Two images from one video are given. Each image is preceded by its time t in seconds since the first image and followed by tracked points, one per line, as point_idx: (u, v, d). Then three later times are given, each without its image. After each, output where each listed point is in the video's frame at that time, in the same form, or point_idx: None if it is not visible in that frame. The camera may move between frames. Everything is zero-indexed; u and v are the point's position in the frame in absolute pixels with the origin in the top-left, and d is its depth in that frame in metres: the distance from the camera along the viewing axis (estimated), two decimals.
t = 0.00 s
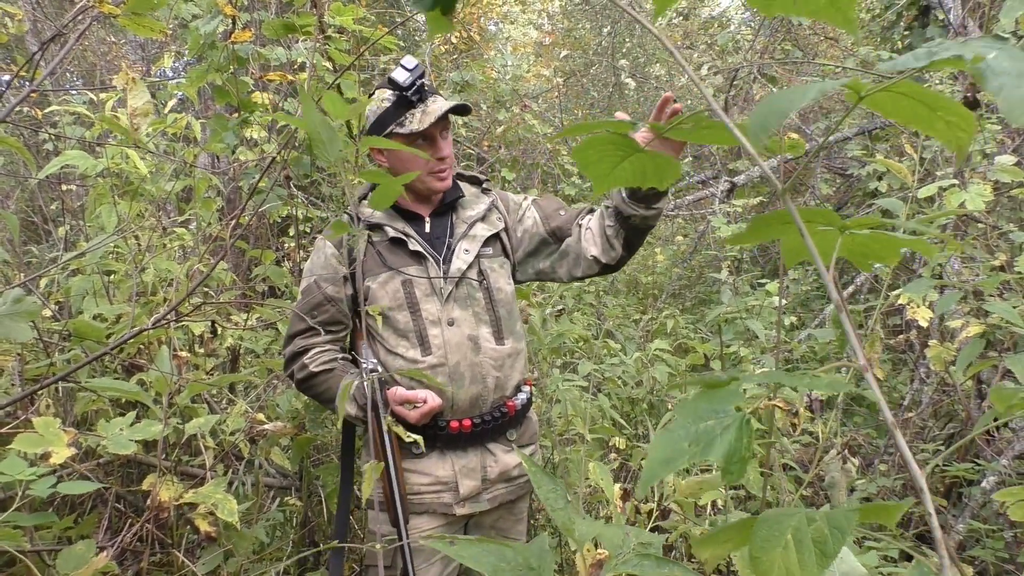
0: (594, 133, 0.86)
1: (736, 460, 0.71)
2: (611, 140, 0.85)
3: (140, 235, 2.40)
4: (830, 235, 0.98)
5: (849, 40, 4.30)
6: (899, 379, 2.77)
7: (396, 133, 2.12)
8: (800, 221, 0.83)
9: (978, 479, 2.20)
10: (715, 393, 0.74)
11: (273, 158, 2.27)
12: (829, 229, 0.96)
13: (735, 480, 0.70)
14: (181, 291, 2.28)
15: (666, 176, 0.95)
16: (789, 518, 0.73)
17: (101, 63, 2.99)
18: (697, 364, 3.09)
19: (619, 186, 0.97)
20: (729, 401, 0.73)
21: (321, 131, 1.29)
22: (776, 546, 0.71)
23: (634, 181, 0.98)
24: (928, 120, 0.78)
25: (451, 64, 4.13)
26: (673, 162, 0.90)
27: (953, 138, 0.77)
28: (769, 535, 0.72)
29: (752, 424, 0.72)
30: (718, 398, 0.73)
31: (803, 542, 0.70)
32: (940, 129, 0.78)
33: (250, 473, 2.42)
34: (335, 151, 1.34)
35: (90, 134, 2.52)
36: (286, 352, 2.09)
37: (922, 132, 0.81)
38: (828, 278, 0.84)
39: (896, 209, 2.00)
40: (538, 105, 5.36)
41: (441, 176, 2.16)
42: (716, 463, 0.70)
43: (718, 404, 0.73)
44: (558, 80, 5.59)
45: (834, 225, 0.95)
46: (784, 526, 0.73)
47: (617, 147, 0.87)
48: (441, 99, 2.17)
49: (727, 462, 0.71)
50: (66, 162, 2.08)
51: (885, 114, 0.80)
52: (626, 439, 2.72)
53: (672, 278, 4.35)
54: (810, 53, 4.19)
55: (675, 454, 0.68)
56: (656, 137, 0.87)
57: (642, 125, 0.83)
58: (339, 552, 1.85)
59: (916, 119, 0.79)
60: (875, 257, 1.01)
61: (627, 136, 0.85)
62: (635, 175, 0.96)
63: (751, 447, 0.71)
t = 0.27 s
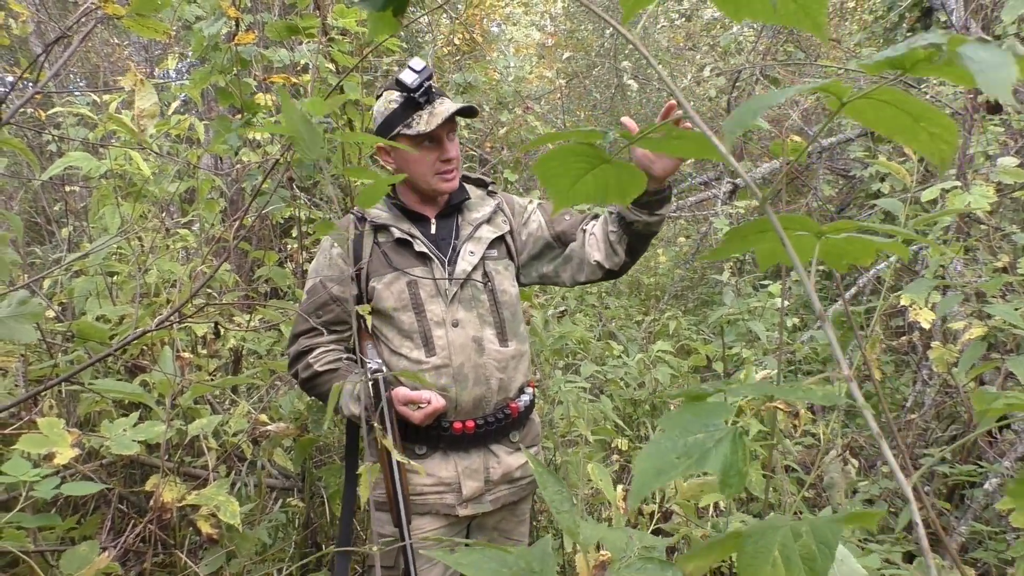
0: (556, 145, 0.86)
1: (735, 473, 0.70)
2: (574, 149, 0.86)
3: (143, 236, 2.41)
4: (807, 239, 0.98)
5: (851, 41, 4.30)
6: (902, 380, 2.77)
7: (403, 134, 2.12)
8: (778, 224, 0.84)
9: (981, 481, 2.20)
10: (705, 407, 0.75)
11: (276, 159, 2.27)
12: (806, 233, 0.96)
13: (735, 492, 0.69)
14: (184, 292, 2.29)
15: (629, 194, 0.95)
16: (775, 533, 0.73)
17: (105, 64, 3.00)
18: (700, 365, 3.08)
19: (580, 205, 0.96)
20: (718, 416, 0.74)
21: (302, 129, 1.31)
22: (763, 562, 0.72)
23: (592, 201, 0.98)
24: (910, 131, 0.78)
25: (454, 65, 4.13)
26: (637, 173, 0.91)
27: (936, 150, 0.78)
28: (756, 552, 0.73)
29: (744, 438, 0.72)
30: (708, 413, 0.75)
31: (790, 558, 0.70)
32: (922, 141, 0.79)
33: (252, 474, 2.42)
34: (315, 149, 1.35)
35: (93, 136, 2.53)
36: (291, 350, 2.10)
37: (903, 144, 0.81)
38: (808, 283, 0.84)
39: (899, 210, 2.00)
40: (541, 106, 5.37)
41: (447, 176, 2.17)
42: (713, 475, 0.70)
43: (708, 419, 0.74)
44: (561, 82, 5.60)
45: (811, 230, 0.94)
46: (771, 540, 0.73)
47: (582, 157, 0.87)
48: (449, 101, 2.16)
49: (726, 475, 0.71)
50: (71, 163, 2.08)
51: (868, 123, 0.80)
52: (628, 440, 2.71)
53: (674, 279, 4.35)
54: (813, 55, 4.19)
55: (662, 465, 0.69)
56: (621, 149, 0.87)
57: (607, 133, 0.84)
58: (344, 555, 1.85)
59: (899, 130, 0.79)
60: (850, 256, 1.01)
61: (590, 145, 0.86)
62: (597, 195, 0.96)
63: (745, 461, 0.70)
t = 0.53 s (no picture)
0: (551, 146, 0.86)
1: (744, 471, 0.69)
2: (569, 149, 0.86)
3: (144, 238, 2.41)
4: (805, 239, 0.97)
5: (852, 41, 4.30)
6: (903, 380, 2.77)
7: (400, 133, 2.12)
8: (778, 221, 0.84)
9: (983, 481, 2.19)
10: (710, 407, 0.75)
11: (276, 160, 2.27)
12: (803, 234, 0.96)
13: (745, 491, 0.68)
14: (185, 294, 2.29)
15: (626, 195, 0.95)
16: (775, 533, 0.73)
17: (106, 66, 3.00)
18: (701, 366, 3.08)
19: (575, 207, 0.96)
20: (723, 415, 0.73)
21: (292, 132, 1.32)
22: (762, 562, 0.71)
23: (586, 203, 0.98)
24: (913, 124, 0.78)
25: (455, 66, 4.14)
26: (632, 173, 0.91)
27: (941, 144, 0.77)
28: (755, 552, 0.72)
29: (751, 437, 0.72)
30: (713, 412, 0.74)
31: (790, 558, 0.70)
32: (926, 133, 0.78)
33: (252, 475, 2.42)
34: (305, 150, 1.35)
35: (94, 138, 2.53)
36: (292, 351, 2.11)
37: (906, 138, 0.81)
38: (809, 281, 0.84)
39: (900, 210, 1.99)
40: (541, 107, 5.37)
41: (444, 178, 2.16)
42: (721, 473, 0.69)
43: (713, 417, 0.74)
44: (562, 83, 5.60)
45: (807, 230, 0.94)
46: (770, 540, 0.73)
47: (576, 158, 0.88)
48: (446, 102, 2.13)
49: (734, 474, 0.69)
50: (71, 165, 2.09)
51: (871, 119, 0.80)
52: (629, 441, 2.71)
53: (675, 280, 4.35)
54: (813, 55, 4.19)
55: (668, 464, 0.69)
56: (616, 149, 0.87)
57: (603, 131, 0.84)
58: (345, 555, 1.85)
59: (903, 125, 0.79)
60: (845, 257, 1.01)
61: (585, 145, 0.86)
62: (590, 198, 0.96)
63: (752, 459, 0.70)
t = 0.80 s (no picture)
0: (571, 130, 0.86)
1: (760, 460, 0.69)
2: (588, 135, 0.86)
3: (145, 239, 2.41)
4: (825, 236, 0.97)
5: (853, 41, 4.30)
6: (905, 380, 2.77)
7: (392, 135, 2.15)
8: (802, 218, 0.82)
9: (986, 480, 2.19)
10: (727, 400, 0.75)
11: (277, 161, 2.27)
12: (822, 230, 0.96)
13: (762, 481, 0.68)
14: (186, 295, 2.28)
15: (639, 185, 0.95)
16: (788, 527, 0.73)
17: (106, 68, 3.00)
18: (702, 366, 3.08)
19: (588, 193, 0.97)
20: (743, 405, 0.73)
21: (291, 130, 1.31)
22: (775, 556, 0.71)
23: (601, 189, 0.98)
24: (935, 124, 0.78)
25: (455, 67, 4.13)
26: (651, 164, 0.90)
27: (963, 146, 0.78)
28: (767, 548, 0.72)
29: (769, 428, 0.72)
30: (732, 402, 0.74)
31: (803, 551, 0.70)
32: (947, 134, 0.78)
33: (254, 476, 2.42)
34: (304, 148, 1.35)
35: (95, 139, 2.53)
36: (295, 347, 2.10)
37: (927, 138, 0.81)
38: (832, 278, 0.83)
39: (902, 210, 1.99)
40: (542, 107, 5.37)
41: (437, 178, 2.16)
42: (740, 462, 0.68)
43: (732, 409, 0.74)
44: (563, 83, 5.60)
45: (827, 226, 0.94)
46: (783, 535, 0.72)
47: (594, 143, 0.88)
48: (433, 102, 2.12)
49: (751, 463, 0.69)
50: (72, 166, 2.08)
51: (893, 116, 0.79)
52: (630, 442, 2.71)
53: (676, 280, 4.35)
54: (814, 55, 4.18)
55: (685, 448, 0.67)
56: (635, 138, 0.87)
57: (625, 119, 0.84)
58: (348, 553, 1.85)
59: (925, 123, 0.79)
60: (864, 255, 1.00)
61: (605, 132, 0.86)
62: (607, 182, 0.96)
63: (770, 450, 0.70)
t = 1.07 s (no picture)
0: (581, 129, 0.86)
1: (776, 477, 0.69)
2: (598, 135, 0.86)
3: (149, 239, 2.41)
4: (836, 235, 0.97)
5: (856, 42, 4.30)
6: (909, 381, 2.76)
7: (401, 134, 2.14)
8: (810, 218, 0.81)
9: (991, 482, 2.19)
10: (736, 410, 0.74)
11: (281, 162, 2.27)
12: (833, 229, 0.96)
13: (779, 498, 0.68)
14: (190, 295, 2.29)
15: (649, 180, 0.95)
16: (797, 525, 0.73)
17: (111, 68, 3.01)
18: (706, 367, 3.08)
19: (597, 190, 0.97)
20: (752, 417, 0.73)
21: (296, 121, 1.29)
22: (783, 553, 0.71)
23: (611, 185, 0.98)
24: (947, 121, 0.77)
25: (459, 67, 4.14)
26: (660, 161, 0.90)
27: (977, 141, 0.77)
28: (775, 544, 0.72)
29: (781, 441, 0.72)
30: (742, 414, 0.74)
31: (812, 548, 0.69)
32: (960, 130, 0.78)
33: (258, 476, 2.42)
34: (309, 140, 1.34)
35: (99, 139, 2.53)
36: (299, 341, 2.11)
37: (940, 135, 0.81)
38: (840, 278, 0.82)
39: (907, 211, 1.98)
40: (546, 108, 5.37)
41: (443, 180, 2.16)
42: (755, 481, 0.69)
43: (741, 421, 0.73)
44: (566, 84, 5.61)
45: (838, 225, 0.94)
46: (792, 533, 0.72)
47: (605, 143, 0.87)
48: (445, 103, 2.11)
49: (767, 480, 0.70)
50: (76, 167, 2.09)
51: (905, 115, 0.79)
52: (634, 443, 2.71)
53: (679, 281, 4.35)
54: (818, 56, 4.18)
55: (701, 472, 0.67)
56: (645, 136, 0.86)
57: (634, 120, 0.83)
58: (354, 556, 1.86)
59: (936, 121, 0.78)
60: (877, 252, 1.00)
61: (615, 132, 0.85)
62: (617, 178, 0.96)
63: (784, 465, 0.70)
